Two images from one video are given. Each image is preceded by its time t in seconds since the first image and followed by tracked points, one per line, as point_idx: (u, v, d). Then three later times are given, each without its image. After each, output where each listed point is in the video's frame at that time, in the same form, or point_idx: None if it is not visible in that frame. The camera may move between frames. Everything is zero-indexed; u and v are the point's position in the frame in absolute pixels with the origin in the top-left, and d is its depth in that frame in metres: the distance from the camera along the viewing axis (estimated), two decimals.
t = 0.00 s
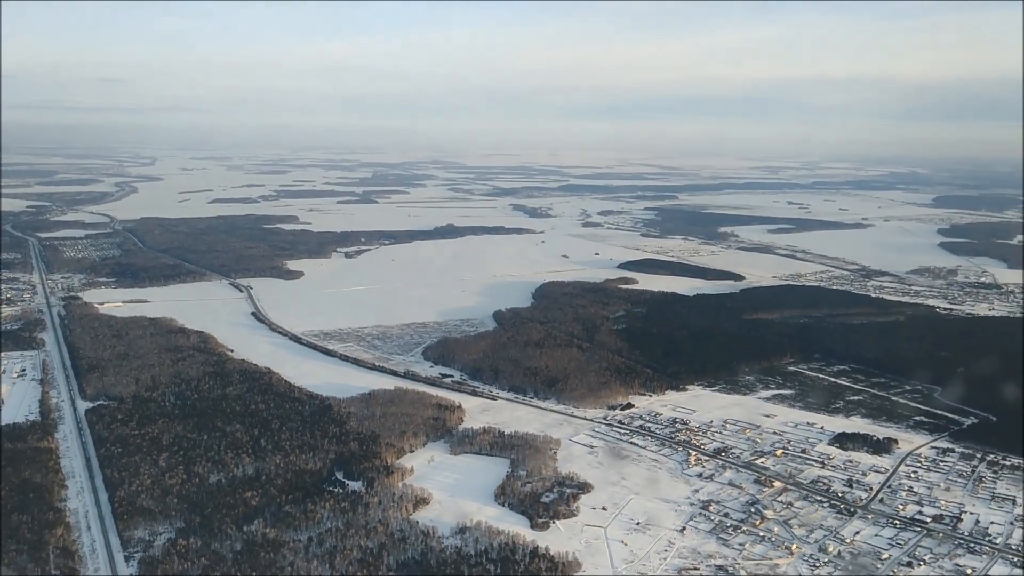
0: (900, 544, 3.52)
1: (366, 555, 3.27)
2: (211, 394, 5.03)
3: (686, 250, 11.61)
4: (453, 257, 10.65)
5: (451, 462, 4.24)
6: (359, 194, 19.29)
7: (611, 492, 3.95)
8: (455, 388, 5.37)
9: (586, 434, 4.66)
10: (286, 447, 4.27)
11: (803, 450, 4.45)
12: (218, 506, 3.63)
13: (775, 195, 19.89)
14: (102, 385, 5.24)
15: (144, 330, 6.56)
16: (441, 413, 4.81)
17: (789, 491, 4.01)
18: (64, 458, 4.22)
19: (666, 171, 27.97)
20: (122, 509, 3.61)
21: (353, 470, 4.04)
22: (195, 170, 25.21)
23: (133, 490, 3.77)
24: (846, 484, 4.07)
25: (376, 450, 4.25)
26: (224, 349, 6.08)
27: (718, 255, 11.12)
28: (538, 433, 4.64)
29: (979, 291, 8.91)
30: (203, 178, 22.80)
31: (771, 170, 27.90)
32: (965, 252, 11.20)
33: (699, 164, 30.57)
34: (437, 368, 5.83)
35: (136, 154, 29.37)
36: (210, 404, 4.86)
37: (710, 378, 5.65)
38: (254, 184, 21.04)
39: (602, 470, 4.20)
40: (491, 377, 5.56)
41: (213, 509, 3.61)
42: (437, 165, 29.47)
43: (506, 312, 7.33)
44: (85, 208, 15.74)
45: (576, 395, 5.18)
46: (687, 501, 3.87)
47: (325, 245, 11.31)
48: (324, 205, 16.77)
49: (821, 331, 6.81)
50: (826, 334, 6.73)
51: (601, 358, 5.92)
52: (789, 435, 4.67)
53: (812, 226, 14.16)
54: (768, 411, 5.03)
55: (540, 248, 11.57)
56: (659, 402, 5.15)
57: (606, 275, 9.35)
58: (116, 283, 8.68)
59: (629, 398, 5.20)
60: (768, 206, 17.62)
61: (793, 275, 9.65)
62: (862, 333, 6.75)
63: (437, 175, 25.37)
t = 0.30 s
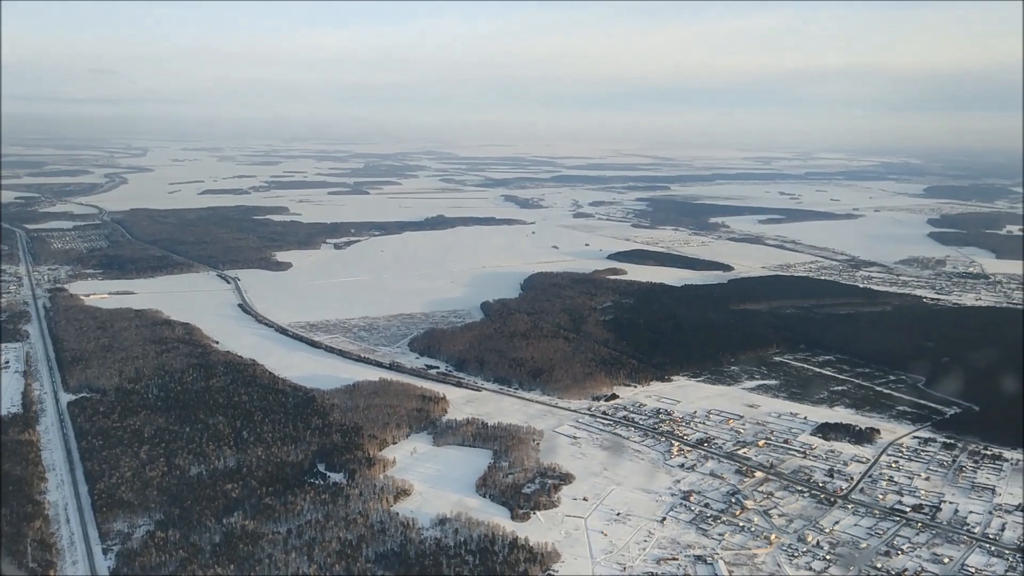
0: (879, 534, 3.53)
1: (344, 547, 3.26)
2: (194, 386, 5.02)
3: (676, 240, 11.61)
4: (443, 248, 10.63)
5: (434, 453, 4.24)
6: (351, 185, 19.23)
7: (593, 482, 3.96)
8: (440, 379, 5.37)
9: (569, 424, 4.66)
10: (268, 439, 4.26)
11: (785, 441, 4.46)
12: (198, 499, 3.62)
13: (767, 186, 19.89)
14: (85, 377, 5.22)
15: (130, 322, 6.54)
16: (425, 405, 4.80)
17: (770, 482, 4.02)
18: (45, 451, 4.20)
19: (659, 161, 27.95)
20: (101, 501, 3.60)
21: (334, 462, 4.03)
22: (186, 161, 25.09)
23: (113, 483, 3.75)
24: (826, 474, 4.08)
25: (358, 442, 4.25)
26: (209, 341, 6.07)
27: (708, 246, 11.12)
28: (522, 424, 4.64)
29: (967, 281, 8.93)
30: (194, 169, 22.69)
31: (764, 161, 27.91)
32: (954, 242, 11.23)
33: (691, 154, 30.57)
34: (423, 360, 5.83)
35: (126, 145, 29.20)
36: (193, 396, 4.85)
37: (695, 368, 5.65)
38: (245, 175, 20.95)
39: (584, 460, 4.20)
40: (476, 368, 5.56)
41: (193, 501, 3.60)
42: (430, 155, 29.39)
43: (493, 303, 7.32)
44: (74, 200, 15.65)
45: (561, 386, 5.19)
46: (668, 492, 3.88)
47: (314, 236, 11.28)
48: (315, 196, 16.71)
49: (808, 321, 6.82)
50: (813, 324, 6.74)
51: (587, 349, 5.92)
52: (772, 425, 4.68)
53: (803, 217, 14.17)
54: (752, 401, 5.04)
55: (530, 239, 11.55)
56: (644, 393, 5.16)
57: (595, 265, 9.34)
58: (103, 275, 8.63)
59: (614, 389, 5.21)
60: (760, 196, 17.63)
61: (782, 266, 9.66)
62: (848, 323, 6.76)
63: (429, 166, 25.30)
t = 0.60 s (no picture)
0: (858, 528, 3.53)
1: (322, 543, 3.24)
2: (176, 382, 4.99)
3: (666, 235, 11.60)
4: (432, 242, 10.60)
5: (416, 449, 4.23)
6: (342, 180, 19.18)
7: (574, 478, 3.95)
8: (424, 374, 5.36)
9: (553, 420, 4.65)
10: (249, 435, 4.25)
11: (768, 435, 4.47)
12: (177, 495, 3.60)
13: (759, 180, 19.90)
14: (67, 373, 5.19)
15: (114, 318, 6.50)
16: (408, 400, 4.79)
17: (751, 476, 4.02)
18: (24, 447, 4.17)
19: (652, 156, 27.94)
20: (79, 497, 3.57)
21: (315, 458, 4.01)
22: (177, 155, 24.98)
23: (91, 479, 3.73)
24: (808, 468, 4.08)
25: (340, 437, 4.23)
26: (193, 337, 6.04)
27: (698, 240, 11.12)
28: (505, 419, 4.64)
29: (954, 275, 8.95)
30: (185, 163, 22.60)
31: (757, 155, 27.91)
32: (943, 237, 11.25)
33: (684, 149, 30.57)
34: (408, 355, 5.81)
35: (118, 139, 29.04)
36: (175, 391, 4.83)
37: (681, 363, 5.65)
38: (236, 170, 20.86)
39: (566, 456, 4.20)
40: (461, 363, 5.54)
41: (172, 498, 3.58)
42: (422, 150, 29.33)
43: (480, 298, 7.31)
44: (63, 195, 15.56)
45: (545, 380, 5.18)
46: (649, 486, 3.88)
47: (303, 231, 11.24)
48: (305, 191, 16.65)
49: (794, 315, 6.82)
50: (800, 318, 6.74)
51: (573, 344, 5.91)
52: (755, 420, 4.68)
53: (793, 211, 14.18)
54: (736, 396, 5.04)
55: (520, 233, 11.54)
56: (628, 388, 5.15)
57: (584, 260, 9.33)
58: (89, 270, 8.59)
59: (598, 383, 5.21)
60: (752, 191, 17.64)
61: (770, 260, 9.66)
62: (834, 317, 6.77)
63: (421, 160, 25.23)
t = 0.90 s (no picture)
0: (835, 524, 3.55)
1: (301, 540, 3.25)
2: (161, 379, 5.00)
3: (656, 233, 11.63)
4: (422, 240, 10.61)
5: (398, 445, 4.24)
6: (334, 178, 19.18)
7: (555, 474, 3.97)
8: (409, 371, 5.37)
9: (536, 416, 4.67)
10: (231, 432, 4.26)
11: (749, 432, 4.50)
12: (157, 492, 3.61)
13: (750, 179, 19.94)
14: (52, 370, 5.18)
15: (101, 315, 6.50)
16: (392, 397, 4.80)
17: (732, 472, 4.05)
18: (7, 445, 4.17)
19: (644, 154, 27.99)
20: (59, 494, 3.58)
21: (297, 455, 4.03)
22: (170, 153, 24.91)
23: (72, 476, 3.73)
24: (787, 464, 4.11)
25: (323, 434, 4.24)
26: (179, 334, 6.04)
27: (687, 238, 11.15)
28: (489, 416, 4.66)
29: (940, 273, 9.00)
30: (177, 161, 22.54)
31: (749, 153, 27.98)
32: (931, 235, 11.31)
33: (676, 148, 30.61)
34: (394, 352, 5.83)
35: (110, 137, 28.94)
36: (159, 388, 4.83)
37: (665, 360, 5.68)
38: (228, 168, 20.81)
39: (548, 452, 4.22)
40: (446, 360, 5.56)
41: (152, 495, 3.59)
42: (415, 148, 29.32)
43: (468, 295, 7.33)
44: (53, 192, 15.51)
45: (530, 377, 5.20)
46: (630, 483, 3.90)
47: (293, 228, 11.23)
48: (297, 188, 16.63)
49: (780, 313, 6.86)
50: (785, 315, 6.78)
51: (558, 341, 5.94)
52: (737, 416, 4.71)
53: (783, 209, 14.23)
54: (719, 392, 5.07)
55: (510, 231, 11.55)
56: (612, 385, 5.18)
57: (573, 258, 9.36)
58: (77, 267, 8.58)
59: (583, 380, 5.23)
60: (743, 189, 17.69)
61: (759, 258, 9.70)
62: (819, 314, 6.80)
63: (414, 158, 25.23)
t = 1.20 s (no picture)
0: (815, 519, 3.56)
1: (280, 536, 3.24)
2: (144, 375, 4.97)
3: (647, 228, 11.63)
4: (412, 235, 10.59)
5: (381, 441, 4.23)
6: (326, 172, 19.11)
7: (537, 469, 3.97)
8: (395, 367, 5.36)
9: (520, 412, 4.67)
10: (213, 428, 4.24)
11: (733, 427, 4.50)
12: (136, 488, 3.59)
13: (743, 174, 19.94)
14: (35, 365, 5.15)
15: (86, 310, 6.46)
16: (376, 393, 4.79)
17: (714, 467, 4.05)
18: None
19: (638, 149, 27.98)
20: (38, 490, 3.55)
21: (278, 451, 4.01)
22: (162, 147, 24.80)
23: (51, 472, 3.71)
24: (770, 459, 4.11)
25: (305, 430, 4.23)
26: (164, 329, 6.01)
27: (678, 233, 11.15)
28: (473, 411, 4.65)
29: (929, 268, 9.01)
30: (169, 155, 22.45)
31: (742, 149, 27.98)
32: (921, 230, 11.32)
33: (670, 143, 30.61)
34: (380, 347, 5.81)
35: (102, 131, 28.75)
36: (142, 384, 4.81)
37: (651, 355, 5.68)
38: (220, 162, 20.72)
39: (531, 447, 4.21)
40: (432, 356, 5.55)
41: (131, 491, 3.57)
42: (409, 142, 29.26)
43: (456, 291, 7.31)
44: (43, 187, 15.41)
45: (515, 373, 5.20)
46: (611, 478, 3.90)
47: (283, 223, 11.20)
48: (288, 183, 16.57)
49: (767, 308, 6.86)
50: (772, 311, 6.78)
51: (545, 336, 5.93)
52: (721, 412, 4.71)
53: (775, 204, 14.24)
54: (704, 388, 5.07)
55: (501, 227, 11.53)
56: (597, 380, 5.18)
57: (563, 253, 9.35)
58: (65, 262, 8.53)
59: (568, 376, 5.23)
60: (735, 184, 17.69)
61: (748, 253, 9.71)
62: (807, 310, 6.81)
63: (408, 153, 25.17)
